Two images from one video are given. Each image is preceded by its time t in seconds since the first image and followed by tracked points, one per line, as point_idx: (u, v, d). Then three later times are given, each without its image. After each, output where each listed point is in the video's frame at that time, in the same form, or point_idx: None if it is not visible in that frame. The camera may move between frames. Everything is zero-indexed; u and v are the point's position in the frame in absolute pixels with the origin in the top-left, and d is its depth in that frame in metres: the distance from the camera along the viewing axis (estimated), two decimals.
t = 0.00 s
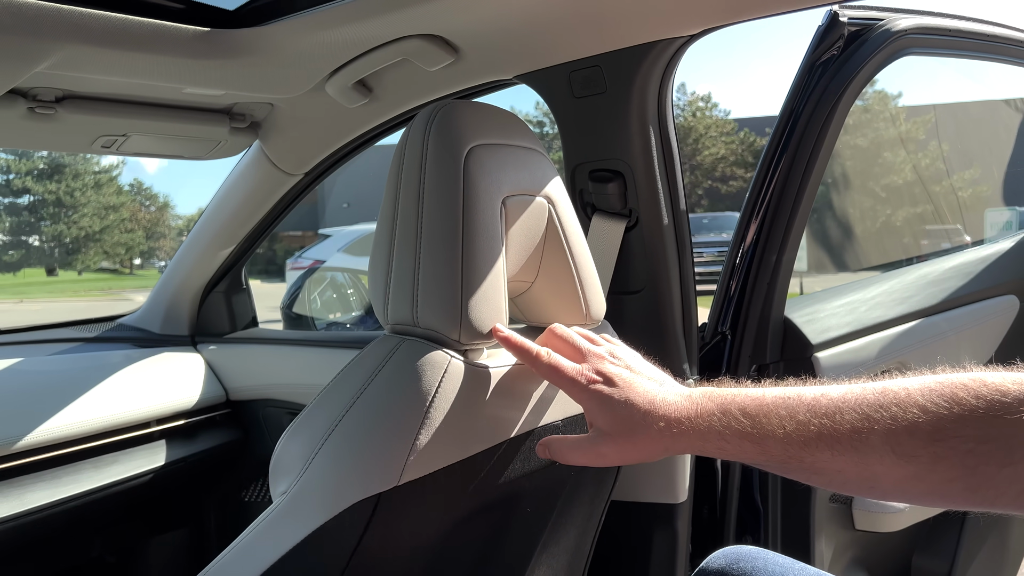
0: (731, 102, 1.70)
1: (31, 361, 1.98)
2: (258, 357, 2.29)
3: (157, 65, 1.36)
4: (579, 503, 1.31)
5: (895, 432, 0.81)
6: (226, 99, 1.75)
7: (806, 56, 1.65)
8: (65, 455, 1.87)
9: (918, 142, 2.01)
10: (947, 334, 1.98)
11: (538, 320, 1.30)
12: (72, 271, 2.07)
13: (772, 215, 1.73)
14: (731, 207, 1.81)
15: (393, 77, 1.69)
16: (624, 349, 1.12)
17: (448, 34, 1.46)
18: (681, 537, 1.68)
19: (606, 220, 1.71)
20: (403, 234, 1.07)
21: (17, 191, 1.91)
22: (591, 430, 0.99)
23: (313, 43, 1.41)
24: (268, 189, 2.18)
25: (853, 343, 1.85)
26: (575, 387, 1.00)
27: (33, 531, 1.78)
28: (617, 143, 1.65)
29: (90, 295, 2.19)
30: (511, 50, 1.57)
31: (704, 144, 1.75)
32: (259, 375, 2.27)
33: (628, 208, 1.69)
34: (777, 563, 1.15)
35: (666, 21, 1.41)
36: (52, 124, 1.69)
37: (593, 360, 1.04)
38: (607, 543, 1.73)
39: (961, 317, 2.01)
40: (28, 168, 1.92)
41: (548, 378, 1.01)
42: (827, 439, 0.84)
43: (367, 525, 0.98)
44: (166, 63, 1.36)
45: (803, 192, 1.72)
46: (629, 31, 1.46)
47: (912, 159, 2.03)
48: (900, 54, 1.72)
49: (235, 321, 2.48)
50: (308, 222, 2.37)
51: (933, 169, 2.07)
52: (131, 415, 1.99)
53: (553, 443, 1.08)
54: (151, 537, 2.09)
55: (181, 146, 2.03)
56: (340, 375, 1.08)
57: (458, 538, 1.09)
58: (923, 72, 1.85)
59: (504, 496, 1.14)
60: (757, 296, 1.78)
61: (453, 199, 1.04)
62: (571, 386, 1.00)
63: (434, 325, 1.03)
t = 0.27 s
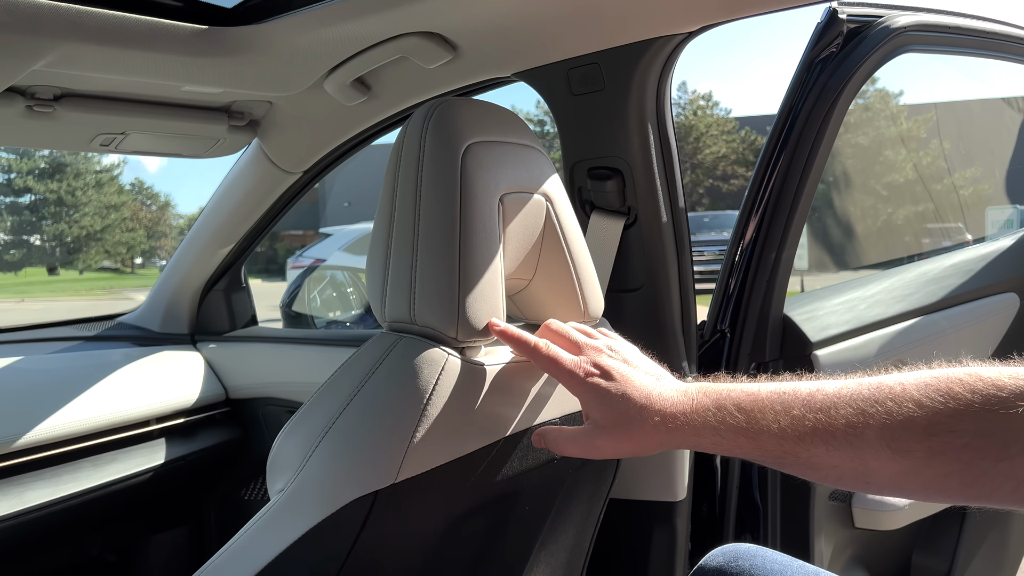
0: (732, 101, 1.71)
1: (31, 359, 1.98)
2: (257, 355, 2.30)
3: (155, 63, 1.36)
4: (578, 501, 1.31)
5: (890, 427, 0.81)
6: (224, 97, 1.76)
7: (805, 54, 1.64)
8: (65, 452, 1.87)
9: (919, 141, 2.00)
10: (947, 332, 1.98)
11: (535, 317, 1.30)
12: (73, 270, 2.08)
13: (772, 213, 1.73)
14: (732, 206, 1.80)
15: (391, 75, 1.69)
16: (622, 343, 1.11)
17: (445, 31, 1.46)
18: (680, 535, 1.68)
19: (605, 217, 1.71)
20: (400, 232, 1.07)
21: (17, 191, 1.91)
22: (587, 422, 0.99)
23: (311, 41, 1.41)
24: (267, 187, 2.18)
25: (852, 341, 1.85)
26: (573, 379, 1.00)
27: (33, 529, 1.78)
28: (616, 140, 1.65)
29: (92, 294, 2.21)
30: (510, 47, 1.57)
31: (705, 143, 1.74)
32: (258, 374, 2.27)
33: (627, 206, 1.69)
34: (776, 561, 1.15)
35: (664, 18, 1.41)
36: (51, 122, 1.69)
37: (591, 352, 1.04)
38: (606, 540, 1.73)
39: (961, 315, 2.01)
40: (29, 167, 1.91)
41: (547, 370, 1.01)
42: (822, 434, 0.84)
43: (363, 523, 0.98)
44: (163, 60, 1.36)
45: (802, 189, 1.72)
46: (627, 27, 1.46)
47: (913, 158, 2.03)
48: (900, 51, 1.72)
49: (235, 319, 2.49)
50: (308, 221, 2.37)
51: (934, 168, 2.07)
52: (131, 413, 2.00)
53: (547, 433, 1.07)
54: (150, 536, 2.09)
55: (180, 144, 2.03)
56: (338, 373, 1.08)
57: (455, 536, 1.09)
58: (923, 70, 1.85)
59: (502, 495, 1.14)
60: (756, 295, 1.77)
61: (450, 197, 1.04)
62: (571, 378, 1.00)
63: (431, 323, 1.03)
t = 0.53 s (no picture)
0: (734, 99, 1.70)
1: (32, 358, 1.98)
2: (259, 353, 2.30)
3: (155, 62, 1.36)
4: (579, 498, 1.31)
5: (894, 412, 0.82)
6: (225, 95, 1.75)
7: (806, 51, 1.62)
8: (66, 451, 1.87)
9: (921, 139, 2.01)
10: (948, 330, 1.98)
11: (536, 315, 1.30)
12: (75, 269, 2.06)
13: (772, 212, 1.71)
14: (734, 204, 1.78)
15: (391, 72, 1.69)
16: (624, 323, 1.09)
17: (445, 29, 1.46)
18: (682, 532, 1.68)
19: (606, 215, 1.71)
20: (401, 230, 1.06)
21: (19, 190, 1.92)
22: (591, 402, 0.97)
23: (311, 39, 1.41)
24: (268, 186, 2.18)
25: (854, 338, 1.85)
26: (577, 359, 0.97)
27: (34, 527, 1.79)
28: (617, 138, 1.65)
29: (93, 293, 2.17)
30: (510, 45, 1.57)
31: (706, 141, 1.74)
32: (260, 372, 2.27)
33: (628, 203, 1.69)
34: (777, 559, 1.15)
35: (665, 15, 1.41)
36: (51, 121, 1.69)
37: (594, 332, 1.01)
38: (606, 539, 1.73)
39: (963, 313, 2.01)
40: (30, 166, 1.93)
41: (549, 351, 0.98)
42: (827, 417, 0.84)
43: (364, 521, 0.98)
44: (163, 59, 1.36)
45: (803, 188, 1.70)
46: (628, 24, 1.46)
47: (915, 156, 2.03)
48: (900, 48, 1.70)
49: (236, 318, 2.49)
50: (310, 220, 2.37)
51: (936, 166, 2.07)
52: (132, 412, 2.00)
53: (551, 413, 1.04)
54: (152, 534, 2.10)
55: (181, 142, 2.03)
56: (338, 371, 1.08)
57: (456, 533, 1.09)
58: (924, 67, 1.84)
59: (503, 492, 1.14)
60: (757, 292, 1.76)
61: (450, 194, 1.04)
62: (575, 357, 0.97)
63: (431, 320, 1.03)
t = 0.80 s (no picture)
0: (735, 98, 1.73)
1: (34, 357, 1.98)
2: (260, 352, 2.30)
3: (156, 59, 1.36)
4: (581, 495, 1.32)
5: (885, 374, 0.85)
6: (226, 93, 1.75)
7: (809, 48, 1.59)
8: (67, 450, 1.87)
9: (922, 137, 2.00)
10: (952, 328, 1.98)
11: (537, 313, 1.30)
12: (75, 269, 2.04)
13: (774, 210, 1.67)
14: (735, 203, 1.78)
15: (393, 70, 1.69)
16: (617, 273, 1.05)
17: (447, 26, 1.46)
18: (683, 531, 1.68)
19: (607, 213, 1.70)
20: (403, 228, 1.06)
21: (20, 190, 1.92)
22: (585, 351, 0.91)
23: (313, 37, 1.41)
24: (269, 184, 2.17)
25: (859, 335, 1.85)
26: (574, 312, 0.92)
27: (35, 527, 1.78)
28: (618, 135, 1.65)
29: (93, 293, 2.15)
30: (511, 42, 1.57)
31: (707, 140, 1.78)
32: (261, 371, 2.27)
33: (629, 201, 1.68)
34: (779, 556, 1.15)
35: (667, 11, 1.41)
36: (51, 119, 1.69)
37: (588, 281, 0.96)
38: (608, 538, 1.73)
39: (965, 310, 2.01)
40: (31, 166, 1.94)
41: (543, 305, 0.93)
42: (819, 377, 0.87)
43: (365, 520, 0.97)
44: (164, 56, 1.36)
45: (805, 187, 1.66)
46: (631, 20, 1.46)
47: (915, 154, 2.01)
48: (902, 45, 1.67)
49: (238, 316, 2.49)
50: (311, 220, 2.37)
51: (937, 164, 2.06)
52: (133, 411, 2.00)
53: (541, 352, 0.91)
54: (153, 533, 2.10)
55: (182, 141, 2.03)
56: (340, 369, 1.08)
57: (457, 530, 1.09)
58: (926, 65, 1.84)
59: (505, 490, 1.13)
60: (759, 292, 1.71)
61: (453, 192, 1.03)
62: (572, 313, 0.93)
63: (434, 318, 1.03)
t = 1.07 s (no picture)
0: (735, 98, 1.67)
1: (34, 355, 1.98)
2: (260, 350, 2.30)
3: (155, 56, 1.36)
4: (581, 492, 1.32)
5: (873, 337, 0.85)
6: (225, 91, 1.75)
7: (809, 45, 1.59)
8: (67, 449, 1.87)
9: (922, 135, 2.02)
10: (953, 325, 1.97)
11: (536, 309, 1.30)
12: (75, 268, 2.05)
13: (773, 207, 1.67)
14: (735, 202, 1.77)
15: (392, 68, 1.69)
16: (618, 233, 1.06)
17: (447, 23, 1.45)
18: (684, 529, 1.68)
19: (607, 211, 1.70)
20: (402, 225, 1.06)
21: (21, 189, 1.92)
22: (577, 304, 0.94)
23: (313, 34, 1.40)
24: (268, 183, 2.17)
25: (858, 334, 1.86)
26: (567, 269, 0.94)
27: (35, 525, 1.78)
28: (618, 132, 1.64)
29: (94, 293, 2.17)
30: (510, 39, 1.57)
31: (707, 139, 1.76)
32: (261, 369, 2.27)
33: (630, 199, 1.67)
34: (780, 553, 1.15)
35: (667, 7, 1.41)
36: (51, 117, 1.69)
37: (586, 241, 0.98)
38: (608, 536, 1.73)
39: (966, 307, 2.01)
40: (32, 166, 1.93)
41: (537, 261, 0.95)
42: (806, 336, 0.87)
43: (364, 517, 0.97)
44: (162, 53, 1.35)
45: (804, 187, 1.65)
46: (630, 17, 1.46)
47: (916, 152, 2.03)
48: (901, 42, 1.66)
49: (238, 315, 2.48)
50: (311, 219, 2.37)
51: (937, 163, 2.07)
52: (133, 409, 2.00)
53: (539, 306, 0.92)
54: (153, 532, 2.10)
55: (182, 139, 2.03)
56: (340, 366, 1.07)
57: (456, 527, 1.09)
58: (927, 62, 1.84)
59: (504, 487, 1.13)
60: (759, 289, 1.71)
61: (452, 188, 1.03)
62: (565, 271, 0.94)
63: (433, 314, 1.03)
